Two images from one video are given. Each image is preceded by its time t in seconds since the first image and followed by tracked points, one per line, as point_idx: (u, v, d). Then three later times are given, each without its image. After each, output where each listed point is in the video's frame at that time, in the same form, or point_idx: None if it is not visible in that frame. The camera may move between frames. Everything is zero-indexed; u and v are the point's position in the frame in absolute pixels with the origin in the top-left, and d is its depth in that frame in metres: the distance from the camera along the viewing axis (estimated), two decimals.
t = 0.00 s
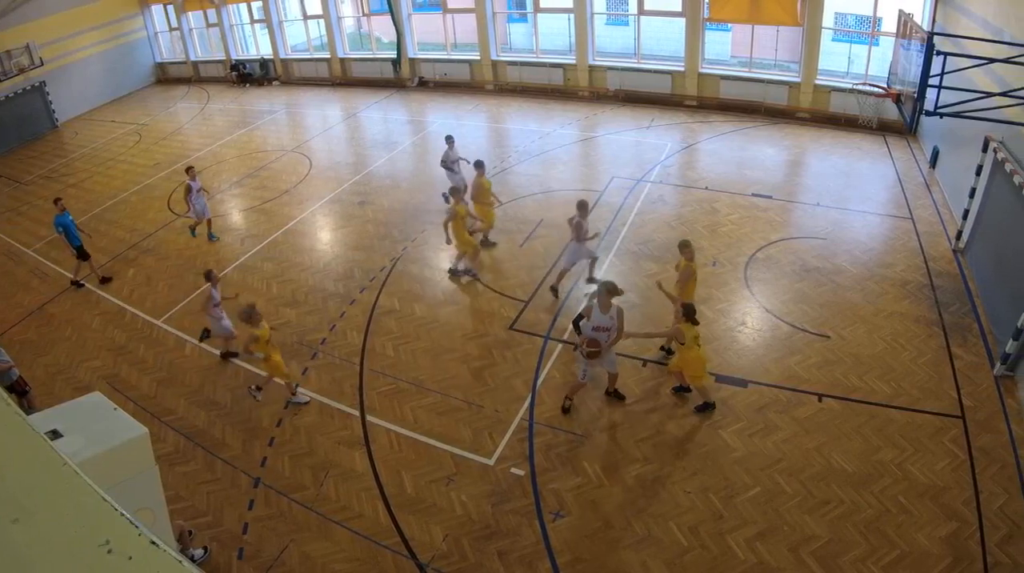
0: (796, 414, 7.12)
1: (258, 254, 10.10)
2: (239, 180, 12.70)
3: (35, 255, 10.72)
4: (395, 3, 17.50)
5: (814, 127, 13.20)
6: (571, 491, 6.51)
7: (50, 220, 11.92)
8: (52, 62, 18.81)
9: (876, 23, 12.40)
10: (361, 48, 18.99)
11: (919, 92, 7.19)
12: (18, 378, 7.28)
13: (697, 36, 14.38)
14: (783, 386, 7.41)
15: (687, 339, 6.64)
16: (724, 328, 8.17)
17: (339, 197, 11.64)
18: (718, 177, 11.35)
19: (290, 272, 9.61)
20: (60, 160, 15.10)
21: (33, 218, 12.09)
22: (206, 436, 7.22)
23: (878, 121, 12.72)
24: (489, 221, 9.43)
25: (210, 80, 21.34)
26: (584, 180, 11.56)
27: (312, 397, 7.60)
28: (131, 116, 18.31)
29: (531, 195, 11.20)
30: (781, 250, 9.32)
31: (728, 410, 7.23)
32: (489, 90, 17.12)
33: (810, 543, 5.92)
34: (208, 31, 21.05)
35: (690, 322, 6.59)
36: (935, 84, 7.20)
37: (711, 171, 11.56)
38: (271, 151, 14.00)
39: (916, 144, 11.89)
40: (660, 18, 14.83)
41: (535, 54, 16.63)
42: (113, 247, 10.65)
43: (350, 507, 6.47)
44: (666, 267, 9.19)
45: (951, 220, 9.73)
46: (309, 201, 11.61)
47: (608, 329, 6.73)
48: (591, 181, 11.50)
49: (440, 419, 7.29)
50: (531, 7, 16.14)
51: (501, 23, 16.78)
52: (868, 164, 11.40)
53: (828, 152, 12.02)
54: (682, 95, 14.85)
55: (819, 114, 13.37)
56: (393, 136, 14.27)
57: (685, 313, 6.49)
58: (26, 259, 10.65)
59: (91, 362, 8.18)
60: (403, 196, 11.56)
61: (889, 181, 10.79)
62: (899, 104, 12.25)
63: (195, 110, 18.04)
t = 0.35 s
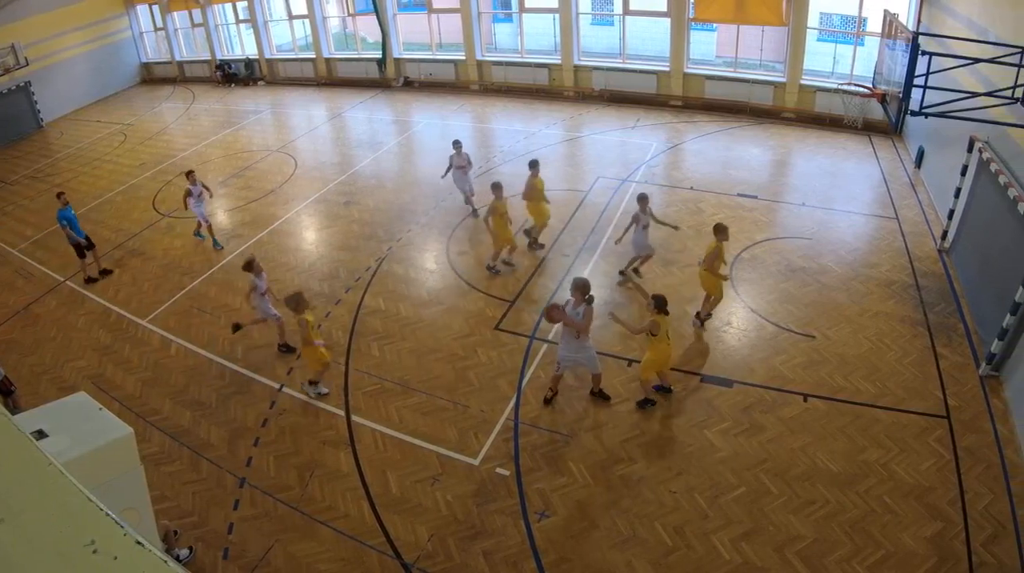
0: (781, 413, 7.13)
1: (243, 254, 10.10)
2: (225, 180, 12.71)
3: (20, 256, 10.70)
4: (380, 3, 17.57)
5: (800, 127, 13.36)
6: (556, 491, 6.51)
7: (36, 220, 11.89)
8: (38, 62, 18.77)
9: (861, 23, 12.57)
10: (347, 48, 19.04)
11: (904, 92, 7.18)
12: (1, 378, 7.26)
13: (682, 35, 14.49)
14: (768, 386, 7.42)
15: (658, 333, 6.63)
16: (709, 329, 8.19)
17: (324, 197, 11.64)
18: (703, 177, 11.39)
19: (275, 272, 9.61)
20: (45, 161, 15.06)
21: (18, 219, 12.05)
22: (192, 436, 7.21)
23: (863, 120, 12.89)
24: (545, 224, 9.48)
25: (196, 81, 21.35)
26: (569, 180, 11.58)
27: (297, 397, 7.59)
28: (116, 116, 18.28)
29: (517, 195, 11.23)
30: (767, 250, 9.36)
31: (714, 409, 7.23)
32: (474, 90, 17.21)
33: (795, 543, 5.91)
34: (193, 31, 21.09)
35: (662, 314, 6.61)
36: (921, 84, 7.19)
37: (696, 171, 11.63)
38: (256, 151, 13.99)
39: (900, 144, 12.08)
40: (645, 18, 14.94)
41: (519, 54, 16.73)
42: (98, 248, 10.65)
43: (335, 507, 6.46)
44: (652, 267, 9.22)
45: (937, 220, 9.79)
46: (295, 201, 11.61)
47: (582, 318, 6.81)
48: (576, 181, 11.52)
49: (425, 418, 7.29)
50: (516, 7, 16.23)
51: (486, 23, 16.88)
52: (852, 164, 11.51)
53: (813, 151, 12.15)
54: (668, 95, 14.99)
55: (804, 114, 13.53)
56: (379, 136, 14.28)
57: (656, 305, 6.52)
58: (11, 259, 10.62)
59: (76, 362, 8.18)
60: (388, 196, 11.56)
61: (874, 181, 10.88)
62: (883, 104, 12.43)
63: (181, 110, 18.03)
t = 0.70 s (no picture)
0: (768, 414, 7.13)
1: (230, 254, 10.11)
2: (212, 180, 12.71)
3: (7, 256, 10.68)
4: (367, 3, 17.67)
5: (786, 127, 13.57)
6: (543, 491, 6.50)
7: (22, 221, 11.87)
8: (24, 62, 18.74)
9: (848, 23, 12.84)
10: (334, 48, 19.14)
11: (891, 91, 7.18)
12: None
13: (669, 35, 14.67)
14: (755, 386, 7.43)
15: (624, 333, 6.61)
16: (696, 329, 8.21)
17: (311, 197, 11.65)
18: (690, 177, 11.45)
19: (262, 272, 9.61)
20: (31, 161, 15.02)
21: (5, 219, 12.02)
22: (180, 436, 7.21)
23: (850, 120, 13.14)
24: (592, 224, 9.61)
25: (183, 80, 21.36)
26: (556, 180, 11.64)
27: (284, 397, 7.59)
28: (103, 116, 18.25)
29: (503, 195, 11.28)
30: (754, 250, 9.43)
31: (701, 409, 7.23)
32: (461, 90, 17.35)
33: (782, 543, 5.91)
34: (180, 31, 21.15)
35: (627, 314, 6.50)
36: (908, 84, 7.19)
37: (683, 171, 11.71)
38: (243, 151, 13.99)
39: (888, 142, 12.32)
40: (632, 18, 15.15)
41: (507, 54, 16.88)
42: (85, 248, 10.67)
43: (323, 507, 6.46)
44: (639, 267, 9.26)
45: (924, 220, 9.86)
46: (281, 201, 11.62)
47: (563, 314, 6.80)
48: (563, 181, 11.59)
49: (412, 419, 7.29)
50: (503, 8, 16.38)
51: (473, 23, 17.03)
52: (839, 165, 11.64)
53: (799, 152, 12.29)
54: (655, 95, 15.19)
55: (790, 114, 13.76)
56: (366, 136, 14.31)
57: (620, 305, 6.46)
58: None
59: (62, 362, 8.18)
60: (375, 196, 11.57)
61: (860, 182, 10.99)
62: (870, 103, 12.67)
63: (167, 110, 18.03)
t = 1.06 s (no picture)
0: (755, 414, 7.13)
1: (217, 254, 10.11)
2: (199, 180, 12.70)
3: None
4: (354, 3, 17.74)
5: (773, 127, 13.74)
6: (530, 491, 6.50)
7: (9, 221, 11.85)
8: (11, 62, 18.70)
9: (835, 23, 13.00)
10: (321, 48, 19.21)
11: (878, 91, 7.18)
12: None
13: (656, 36, 14.84)
14: (742, 387, 7.43)
15: (598, 322, 6.77)
16: (683, 329, 8.23)
17: (298, 197, 11.65)
18: (677, 177, 11.54)
19: (249, 272, 9.61)
20: (18, 161, 14.98)
21: None
22: (167, 436, 7.21)
23: (837, 120, 13.31)
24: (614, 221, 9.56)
25: (170, 80, 21.36)
26: (543, 181, 11.70)
27: (271, 397, 7.59)
28: (89, 116, 18.21)
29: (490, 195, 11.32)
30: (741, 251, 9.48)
31: (688, 409, 7.23)
32: (448, 90, 17.47)
33: (769, 543, 5.91)
34: (167, 31, 21.17)
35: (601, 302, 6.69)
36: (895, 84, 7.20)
37: (670, 171, 11.79)
38: (230, 151, 14.00)
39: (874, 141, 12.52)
40: (619, 18, 15.29)
41: (493, 54, 17.01)
42: (72, 248, 10.67)
43: (310, 507, 6.45)
44: (626, 268, 9.30)
45: (911, 220, 9.93)
46: (268, 201, 11.62)
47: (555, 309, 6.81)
48: (550, 182, 11.64)
49: (399, 419, 7.29)
50: (490, 8, 16.50)
51: (460, 23, 17.14)
52: (827, 164, 11.74)
53: (786, 152, 12.40)
54: (642, 95, 15.35)
55: (777, 114, 13.93)
56: (353, 136, 14.32)
57: (594, 293, 6.61)
58: None
59: (48, 362, 8.17)
60: (362, 196, 11.58)
61: (847, 182, 11.08)
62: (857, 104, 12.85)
63: (154, 110, 18.02)
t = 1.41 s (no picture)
0: (741, 414, 7.14)
1: (203, 254, 10.11)
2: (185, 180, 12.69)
3: None
4: (340, 3, 17.81)
5: (759, 127, 13.90)
6: (516, 491, 6.49)
7: None
8: None
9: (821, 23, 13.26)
10: (307, 48, 19.28)
11: (864, 92, 7.20)
12: None
13: (643, 35, 14.98)
14: (728, 387, 7.44)
15: (581, 317, 6.80)
16: (670, 329, 8.24)
17: (284, 197, 11.66)
18: (663, 177, 11.64)
19: (236, 272, 9.62)
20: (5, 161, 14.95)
21: None
22: (153, 435, 7.20)
23: (823, 120, 13.44)
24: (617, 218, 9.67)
25: (156, 80, 21.36)
26: (529, 181, 11.76)
27: (257, 397, 7.58)
28: (75, 116, 18.18)
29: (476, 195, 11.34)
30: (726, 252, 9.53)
31: (674, 410, 7.23)
32: (434, 89, 17.56)
33: (755, 543, 5.91)
34: (154, 31, 21.18)
35: (584, 299, 6.70)
36: (881, 84, 7.22)
37: (656, 171, 11.88)
38: (216, 151, 14.00)
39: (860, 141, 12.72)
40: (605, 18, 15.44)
41: (479, 54, 17.12)
42: (59, 248, 10.67)
43: (296, 507, 6.45)
44: (613, 268, 9.31)
45: (897, 220, 10.03)
46: (254, 201, 11.62)
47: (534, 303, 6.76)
48: (536, 182, 11.69)
49: (385, 418, 7.28)
50: (476, 8, 16.61)
51: (446, 23, 17.24)
52: (814, 165, 11.86)
53: (772, 151, 12.51)
54: (628, 95, 15.48)
55: (764, 114, 14.07)
56: (339, 136, 14.34)
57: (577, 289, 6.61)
58: None
59: (33, 363, 8.17)
60: (348, 196, 11.58)
61: (833, 182, 11.19)
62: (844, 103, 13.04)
63: (141, 110, 18.01)
